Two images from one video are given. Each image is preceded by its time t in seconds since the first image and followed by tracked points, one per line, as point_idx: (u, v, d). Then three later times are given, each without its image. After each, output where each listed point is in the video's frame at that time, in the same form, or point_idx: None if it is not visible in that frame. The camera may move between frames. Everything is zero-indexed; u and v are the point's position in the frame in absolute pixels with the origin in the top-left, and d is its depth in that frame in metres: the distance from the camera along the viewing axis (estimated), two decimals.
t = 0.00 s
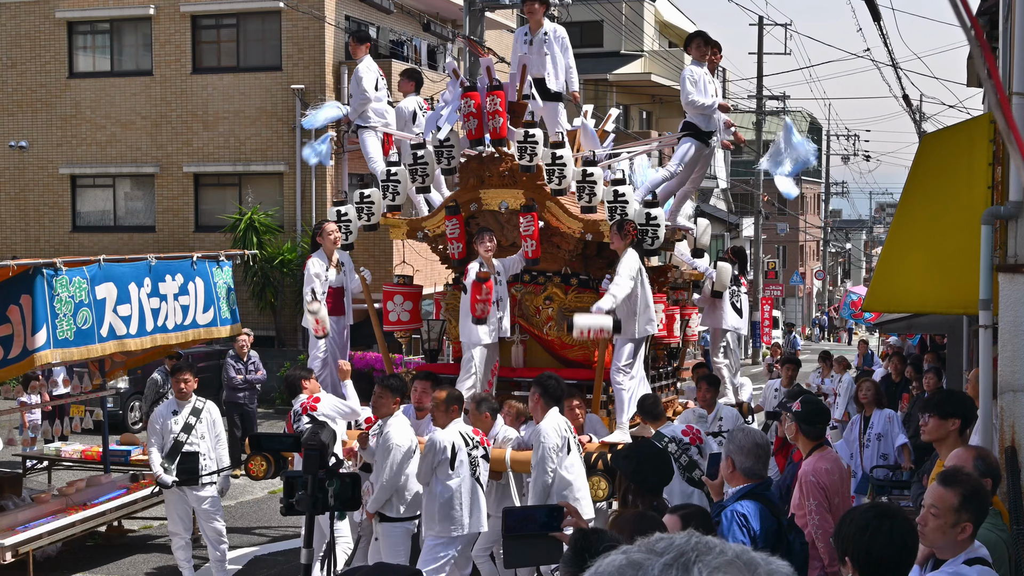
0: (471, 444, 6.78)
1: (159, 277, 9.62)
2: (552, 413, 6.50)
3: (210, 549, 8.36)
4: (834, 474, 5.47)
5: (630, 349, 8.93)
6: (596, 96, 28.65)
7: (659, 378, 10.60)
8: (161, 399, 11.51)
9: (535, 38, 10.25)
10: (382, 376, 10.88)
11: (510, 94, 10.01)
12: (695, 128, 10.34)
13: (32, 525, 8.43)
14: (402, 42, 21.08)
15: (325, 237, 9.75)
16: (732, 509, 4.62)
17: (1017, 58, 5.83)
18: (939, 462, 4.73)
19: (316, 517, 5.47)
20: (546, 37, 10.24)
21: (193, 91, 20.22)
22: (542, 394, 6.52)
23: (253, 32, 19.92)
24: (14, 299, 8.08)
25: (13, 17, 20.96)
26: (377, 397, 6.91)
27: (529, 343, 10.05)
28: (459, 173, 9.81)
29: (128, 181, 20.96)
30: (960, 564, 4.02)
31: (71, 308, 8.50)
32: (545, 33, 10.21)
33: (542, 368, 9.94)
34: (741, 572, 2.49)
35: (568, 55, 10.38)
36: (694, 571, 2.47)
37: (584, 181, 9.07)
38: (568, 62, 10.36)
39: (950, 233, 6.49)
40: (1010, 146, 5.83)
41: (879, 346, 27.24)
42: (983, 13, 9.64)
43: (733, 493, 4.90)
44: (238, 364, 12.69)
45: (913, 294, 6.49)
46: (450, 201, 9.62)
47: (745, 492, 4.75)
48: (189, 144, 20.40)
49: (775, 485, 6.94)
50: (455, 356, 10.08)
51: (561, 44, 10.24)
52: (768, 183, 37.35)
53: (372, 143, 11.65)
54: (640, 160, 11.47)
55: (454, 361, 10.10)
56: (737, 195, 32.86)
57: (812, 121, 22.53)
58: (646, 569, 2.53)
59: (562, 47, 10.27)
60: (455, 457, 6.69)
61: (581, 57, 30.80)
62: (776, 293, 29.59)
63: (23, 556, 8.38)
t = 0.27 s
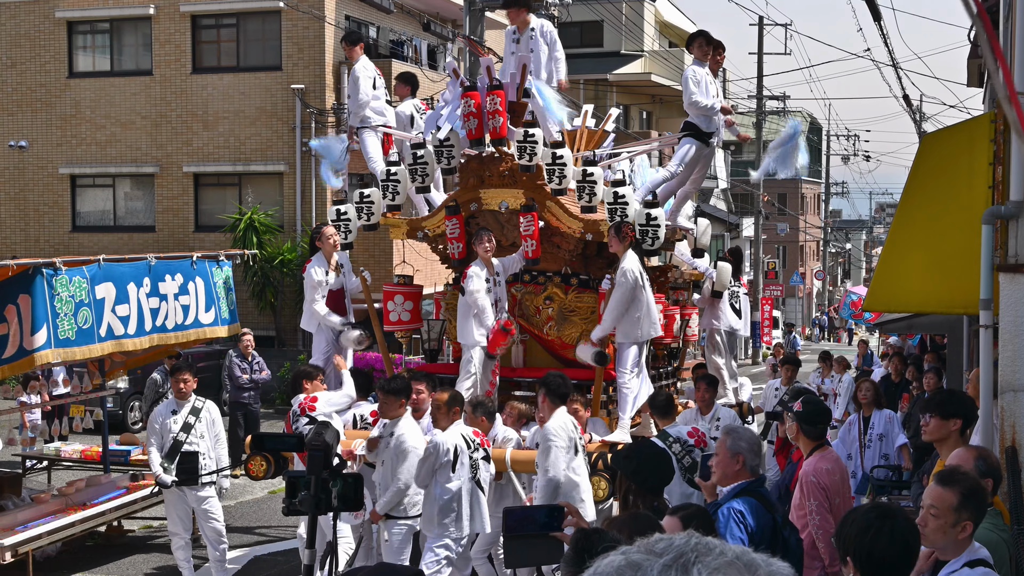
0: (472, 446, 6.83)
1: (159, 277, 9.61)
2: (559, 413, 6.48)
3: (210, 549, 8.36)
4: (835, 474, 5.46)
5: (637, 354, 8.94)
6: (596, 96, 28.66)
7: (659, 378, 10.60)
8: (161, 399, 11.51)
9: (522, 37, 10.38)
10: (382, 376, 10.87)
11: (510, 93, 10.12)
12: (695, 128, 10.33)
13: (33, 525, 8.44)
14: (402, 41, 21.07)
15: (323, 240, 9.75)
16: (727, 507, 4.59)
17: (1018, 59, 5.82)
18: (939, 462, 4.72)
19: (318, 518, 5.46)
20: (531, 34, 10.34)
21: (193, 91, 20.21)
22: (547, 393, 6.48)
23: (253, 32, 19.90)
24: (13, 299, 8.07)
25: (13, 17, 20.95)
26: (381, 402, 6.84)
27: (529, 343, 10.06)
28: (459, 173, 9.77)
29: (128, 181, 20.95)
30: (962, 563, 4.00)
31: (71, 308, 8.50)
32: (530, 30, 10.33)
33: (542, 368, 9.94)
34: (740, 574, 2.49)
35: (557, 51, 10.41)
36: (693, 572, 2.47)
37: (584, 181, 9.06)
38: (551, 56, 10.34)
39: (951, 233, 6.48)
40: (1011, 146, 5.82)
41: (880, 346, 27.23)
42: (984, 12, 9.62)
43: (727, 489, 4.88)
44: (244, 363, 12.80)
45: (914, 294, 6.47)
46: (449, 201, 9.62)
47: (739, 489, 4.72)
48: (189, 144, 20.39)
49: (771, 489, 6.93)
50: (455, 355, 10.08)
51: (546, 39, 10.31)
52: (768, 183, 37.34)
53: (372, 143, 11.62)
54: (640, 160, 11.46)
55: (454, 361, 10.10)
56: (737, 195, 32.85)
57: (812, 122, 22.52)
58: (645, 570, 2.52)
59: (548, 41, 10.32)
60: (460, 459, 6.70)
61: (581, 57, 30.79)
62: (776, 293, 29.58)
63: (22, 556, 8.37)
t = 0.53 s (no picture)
0: (473, 450, 6.83)
1: (159, 276, 9.61)
2: (571, 416, 6.45)
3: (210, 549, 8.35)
4: (835, 475, 5.45)
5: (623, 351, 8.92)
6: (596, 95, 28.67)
7: (659, 378, 10.60)
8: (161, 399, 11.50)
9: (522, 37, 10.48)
10: (381, 376, 10.87)
11: (510, 94, 10.03)
12: (695, 128, 10.33)
13: (32, 525, 8.45)
14: (402, 41, 21.06)
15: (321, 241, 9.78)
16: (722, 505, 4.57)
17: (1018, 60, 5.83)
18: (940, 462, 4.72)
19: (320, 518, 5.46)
20: (530, 32, 10.44)
21: (193, 91, 20.21)
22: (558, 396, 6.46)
23: (252, 32, 19.89)
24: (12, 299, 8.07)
25: (12, 17, 20.94)
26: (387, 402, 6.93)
27: (529, 343, 10.06)
28: (459, 173, 9.77)
29: (127, 181, 20.94)
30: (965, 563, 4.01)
31: (70, 307, 8.50)
32: (528, 28, 10.44)
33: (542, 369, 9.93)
34: (736, 572, 2.49)
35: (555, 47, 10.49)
36: (689, 570, 2.45)
37: (584, 181, 9.04)
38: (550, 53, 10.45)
39: (950, 233, 6.48)
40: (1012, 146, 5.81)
41: (879, 346, 27.22)
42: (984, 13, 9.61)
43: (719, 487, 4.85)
44: (247, 364, 12.82)
45: (914, 294, 6.47)
46: (449, 201, 9.61)
47: (731, 484, 4.73)
48: (188, 144, 20.38)
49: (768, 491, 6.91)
50: (455, 355, 10.08)
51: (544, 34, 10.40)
52: (768, 183, 37.36)
53: (371, 144, 11.59)
54: (640, 160, 11.45)
55: (454, 361, 10.10)
56: (737, 195, 32.86)
57: (812, 122, 22.51)
58: (640, 568, 2.50)
59: (545, 37, 10.41)
60: (461, 462, 6.69)
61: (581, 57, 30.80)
62: (776, 293, 29.58)
63: (22, 556, 8.36)
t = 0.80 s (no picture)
0: (472, 451, 6.81)
1: (160, 276, 9.62)
2: (579, 422, 6.45)
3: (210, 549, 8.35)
4: (835, 475, 5.44)
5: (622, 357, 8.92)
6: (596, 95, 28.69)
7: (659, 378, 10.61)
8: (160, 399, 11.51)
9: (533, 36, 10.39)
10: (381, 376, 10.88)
11: (510, 94, 9.99)
12: (696, 129, 10.32)
13: (32, 524, 8.46)
14: (401, 41, 21.06)
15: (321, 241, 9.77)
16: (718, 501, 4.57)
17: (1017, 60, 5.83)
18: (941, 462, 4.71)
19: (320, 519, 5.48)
20: (542, 33, 10.36)
21: (193, 91, 20.21)
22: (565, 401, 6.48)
23: (252, 32, 19.89)
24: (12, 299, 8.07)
25: (12, 17, 20.94)
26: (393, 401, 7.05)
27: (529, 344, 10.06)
28: (459, 173, 9.77)
29: (127, 181, 20.94)
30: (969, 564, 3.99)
31: (70, 307, 8.50)
32: (541, 30, 10.36)
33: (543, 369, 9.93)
34: (724, 569, 2.49)
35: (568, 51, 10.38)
36: (675, 567, 2.46)
37: (583, 180, 9.05)
38: (561, 56, 10.38)
39: (951, 233, 6.47)
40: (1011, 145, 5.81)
41: (880, 346, 27.22)
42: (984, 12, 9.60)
43: (712, 484, 4.90)
44: (247, 364, 12.81)
45: (914, 294, 6.46)
46: (449, 201, 9.61)
47: (725, 480, 4.71)
48: (188, 144, 20.38)
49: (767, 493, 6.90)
50: (455, 355, 10.08)
51: (555, 38, 10.31)
52: (768, 183, 37.36)
53: (371, 144, 11.59)
54: (640, 160, 11.44)
55: (454, 361, 10.10)
56: (738, 195, 32.87)
57: (812, 121, 22.51)
58: (627, 564, 2.50)
59: (557, 41, 10.32)
60: (458, 462, 6.69)
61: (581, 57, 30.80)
62: (776, 293, 29.59)
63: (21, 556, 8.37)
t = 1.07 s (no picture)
0: (472, 449, 6.76)
1: (160, 276, 9.61)
2: (577, 422, 6.43)
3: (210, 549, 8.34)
4: (836, 475, 5.43)
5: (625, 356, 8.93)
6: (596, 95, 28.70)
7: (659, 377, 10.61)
8: (160, 399, 11.50)
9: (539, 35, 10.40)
10: (382, 376, 10.87)
11: (510, 94, 10.10)
12: (696, 129, 10.31)
13: (32, 524, 8.46)
14: (401, 41, 21.03)
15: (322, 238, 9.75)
16: (717, 498, 4.57)
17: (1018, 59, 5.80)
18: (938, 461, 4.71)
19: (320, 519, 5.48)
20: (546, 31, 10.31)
21: (192, 91, 20.20)
22: (559, 404, 6.41)
23: (252, 31, 19.88)
24: (12, 299, 8.06)
25: (12, 17, 20.94)
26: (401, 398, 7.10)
27: (529, 344, 10.03)
28: (459, 173, 9.72)
29: (127, 181, 20.93)
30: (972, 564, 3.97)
31: (70, 307, 8.49)
32: (546, 27, 10.35)
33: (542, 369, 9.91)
34: (714, 568, 2.49)
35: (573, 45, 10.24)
36: (664, 566, 2.44)
37: (583, 181, 9.07)
38: (565, 52, 10.24)
39: (950, 233, 6.47)
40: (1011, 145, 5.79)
41: (880, 346, 27.20)
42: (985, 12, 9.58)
43: (711, 484, 4.90)
44: (247, 364, 12.80)
45: (915, 294, 6.45)
46: (449, 201, 9.61)
47: (724, 480, 4.71)
48: (188, 144, 20.38)
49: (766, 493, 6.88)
50: (456, 355, 10.07)
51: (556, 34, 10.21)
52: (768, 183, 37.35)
53: (372, 144, 11.58)
54: (640, 161, 11.44)
55: (454, 361, 10.09)
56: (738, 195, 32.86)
57: (812, 122, 22.49)
58: (616, 563, 2.49)
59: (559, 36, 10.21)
60: (456, 459, 6.67)
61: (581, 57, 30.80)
62: (776, 293, 29.57)
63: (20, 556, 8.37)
